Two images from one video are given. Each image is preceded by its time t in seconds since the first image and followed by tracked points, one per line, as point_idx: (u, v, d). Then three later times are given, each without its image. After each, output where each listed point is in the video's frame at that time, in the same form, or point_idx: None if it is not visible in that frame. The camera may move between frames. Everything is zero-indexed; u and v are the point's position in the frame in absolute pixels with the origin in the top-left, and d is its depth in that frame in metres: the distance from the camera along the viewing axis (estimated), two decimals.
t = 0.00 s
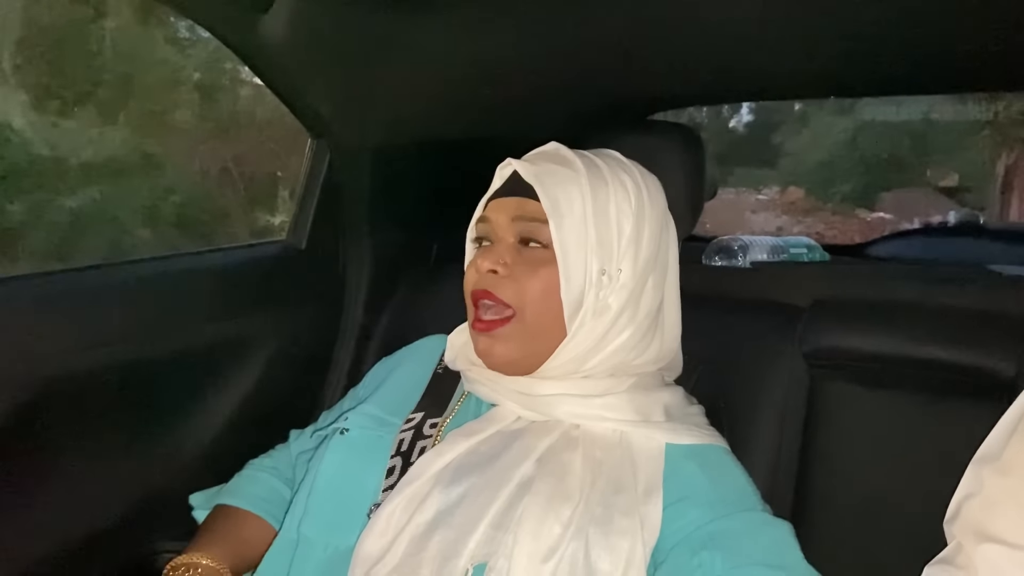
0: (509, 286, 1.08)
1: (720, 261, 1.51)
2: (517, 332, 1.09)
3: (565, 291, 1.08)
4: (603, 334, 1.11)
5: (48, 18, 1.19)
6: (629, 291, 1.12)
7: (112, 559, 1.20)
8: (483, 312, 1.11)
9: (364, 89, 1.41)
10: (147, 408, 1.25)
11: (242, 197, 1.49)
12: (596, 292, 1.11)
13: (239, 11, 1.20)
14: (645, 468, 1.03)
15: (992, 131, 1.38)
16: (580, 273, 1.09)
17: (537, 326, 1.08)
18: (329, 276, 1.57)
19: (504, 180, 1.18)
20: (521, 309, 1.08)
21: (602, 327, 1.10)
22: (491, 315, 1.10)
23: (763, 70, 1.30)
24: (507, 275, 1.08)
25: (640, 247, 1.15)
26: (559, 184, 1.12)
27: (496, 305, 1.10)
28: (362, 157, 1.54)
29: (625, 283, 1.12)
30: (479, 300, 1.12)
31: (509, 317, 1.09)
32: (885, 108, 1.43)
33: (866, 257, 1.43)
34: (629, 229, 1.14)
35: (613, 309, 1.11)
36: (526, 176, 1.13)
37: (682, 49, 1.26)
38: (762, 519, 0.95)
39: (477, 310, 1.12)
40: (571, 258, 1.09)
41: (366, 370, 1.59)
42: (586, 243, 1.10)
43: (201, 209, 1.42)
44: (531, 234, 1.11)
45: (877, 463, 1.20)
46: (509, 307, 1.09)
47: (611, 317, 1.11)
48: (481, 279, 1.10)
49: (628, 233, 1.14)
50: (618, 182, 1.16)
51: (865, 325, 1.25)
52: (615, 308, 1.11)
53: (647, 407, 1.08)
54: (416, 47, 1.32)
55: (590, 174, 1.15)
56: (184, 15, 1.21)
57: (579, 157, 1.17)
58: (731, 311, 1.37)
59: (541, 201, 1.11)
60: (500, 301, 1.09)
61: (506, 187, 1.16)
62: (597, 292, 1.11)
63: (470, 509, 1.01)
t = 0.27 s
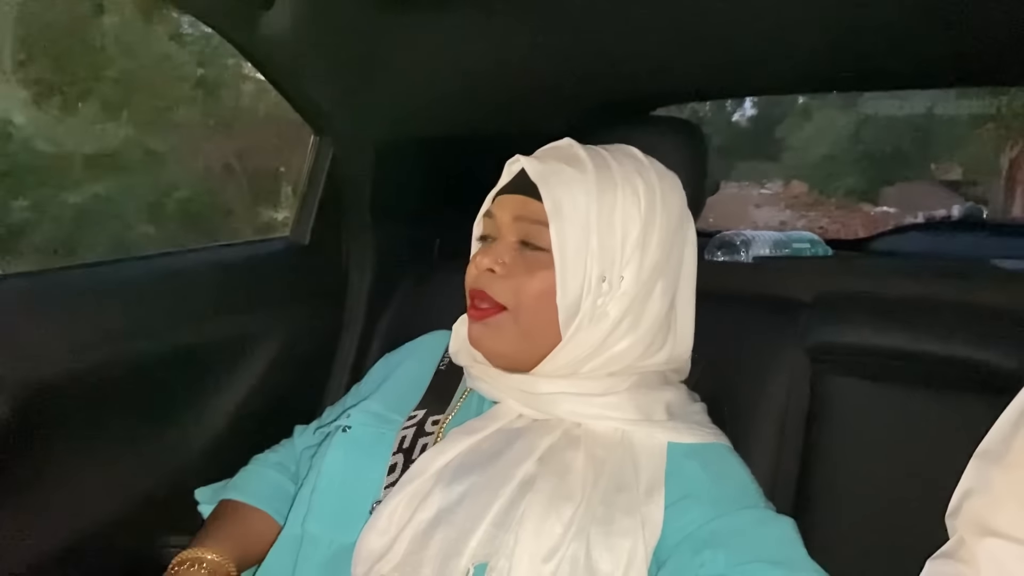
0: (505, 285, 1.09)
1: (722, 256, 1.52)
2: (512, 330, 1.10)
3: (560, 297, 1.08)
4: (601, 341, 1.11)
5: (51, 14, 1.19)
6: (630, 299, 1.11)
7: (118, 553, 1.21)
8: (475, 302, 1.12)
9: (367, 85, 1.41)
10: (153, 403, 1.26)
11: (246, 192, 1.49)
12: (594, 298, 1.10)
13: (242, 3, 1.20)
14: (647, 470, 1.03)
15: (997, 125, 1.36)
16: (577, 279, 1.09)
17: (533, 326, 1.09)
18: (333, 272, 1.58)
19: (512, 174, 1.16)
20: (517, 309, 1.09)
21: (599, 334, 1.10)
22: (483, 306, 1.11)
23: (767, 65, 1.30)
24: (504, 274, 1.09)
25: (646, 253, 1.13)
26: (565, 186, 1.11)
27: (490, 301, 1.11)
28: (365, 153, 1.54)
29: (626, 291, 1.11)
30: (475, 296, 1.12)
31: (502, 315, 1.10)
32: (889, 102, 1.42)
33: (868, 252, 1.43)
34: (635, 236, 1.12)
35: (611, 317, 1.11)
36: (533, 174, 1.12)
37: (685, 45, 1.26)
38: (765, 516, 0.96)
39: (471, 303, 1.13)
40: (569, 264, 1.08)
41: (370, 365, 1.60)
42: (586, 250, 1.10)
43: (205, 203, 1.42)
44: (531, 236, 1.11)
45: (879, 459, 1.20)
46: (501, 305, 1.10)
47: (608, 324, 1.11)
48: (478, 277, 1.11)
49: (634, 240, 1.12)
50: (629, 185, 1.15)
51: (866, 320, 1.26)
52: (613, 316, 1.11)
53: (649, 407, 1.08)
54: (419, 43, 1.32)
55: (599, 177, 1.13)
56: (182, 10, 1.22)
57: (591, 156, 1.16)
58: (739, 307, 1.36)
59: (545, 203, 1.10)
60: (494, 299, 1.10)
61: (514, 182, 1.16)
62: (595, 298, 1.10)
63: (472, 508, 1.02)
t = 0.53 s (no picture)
0: (519, 276, 1.08)
1: (724, 254, 1.52)
2: (523, 322, 1.09)
3: (576, 291, 1.08)
4: (613, 336, 1.10)
5: (53, 12, 1.17)
6: (642, 296, 1.12)
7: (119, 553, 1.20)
8: (487, 291, 1.11)
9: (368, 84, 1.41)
10: (155, 403, 1.26)
11: (248, 191, 1.49)
12: (607, 293, 1.10)
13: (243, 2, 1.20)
14: (651, 467, 1.03)
15: (998, 121, 1.37)
16: (593, 273, 1.08)
17: (543, 321, 1.09)
18: (334, 270, 1.58)
19: (529, 168, 1.18)
20: (528, 300, 1.08)
21: (611, 329, 1.10)
22: (494, 296, 1.10)
23: (769, 62, 1.30)
24: (519, 265, 1.09)
25: (658, 252, 1.14)
26: (583, 181, 1.11)
27: (501, 291, 1.10)
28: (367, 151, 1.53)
29: (637, 288, 1.12)
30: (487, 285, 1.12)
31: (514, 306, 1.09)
32: (890, 99, 1.44)
33: (871, 249, 1.42)
34: (649, 234, 1.13)
35: (623, 313, 1.11)
36: (551, 167, 1.12)
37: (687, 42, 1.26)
38: (769, 512, 0.96)
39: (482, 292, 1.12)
40: (585, 256, 1.08)
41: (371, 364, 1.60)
42: (602, 244, 1.09)
43: (205, 202, 1.42)
44: (549, 227, 1.11)
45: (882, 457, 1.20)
46: (513, 296, 1.09)
47: (620, 320, 1.11)
48: (493, 266, 1.11)
49: (647, 238, 1.13)
50: (644, 184, 1.15)
51: (872, 317, 1.24)
52: (625, 312, 1.11)
53: (653, 404, 1.08)
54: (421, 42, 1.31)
55: (615, 174, 1.14)
56: (187, 9, 1.23)
57: (607, 155, 1.16)
58: (740, 303, 1.37)
59: (563, 196, 1.10)
60: (506, 289, 1.09)
61: (531, 176, 1.16)
62: (608, 293, 1.10)
63: (476, 505, 1.02)
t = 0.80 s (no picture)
0: (519, 280, 1.08)
1: (724, 251, 1.53)
2: (523, 326, 1.08)
3: (576, 293, 1.07)
4: (613, 337, 1.11)
5: (53, 11, 1.17)
6: (642, 297, 1.12)
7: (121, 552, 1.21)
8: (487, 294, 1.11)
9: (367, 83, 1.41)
10: (156, 401, 1.26)
11: (248, 189, 1.49)
12: (607, 295, 1.10)
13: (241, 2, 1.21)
14: (651, 466, 1.03)
15: (999, 118, 1.35)
16: (593, 275, 1.08)
17: (543, 323, 1.08)
18: (335, 269, 1.58)
19: (529, 168, 1.17)
20: (529, 303, 1.07)
21: (612, 330, 1.10)
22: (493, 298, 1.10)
23: (768, 60, 1.30)
24: (519, 268, 1.08)
25: (658, 252, 1.14)
26: (583, 182, 1.11)
27: (501, 294, 1.09)
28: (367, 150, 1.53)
29: (637, 289, 1.12)
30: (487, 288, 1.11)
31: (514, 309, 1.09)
32: (890, 95, 1.41)
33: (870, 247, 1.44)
34: (650, 234, 1.13)
35: (624, 314, 1.11)
36: (551, 168, 1.12)
37: (686, 40, 1.26)
38: (770, 511, 0.96)
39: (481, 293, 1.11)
40: (585, 258, 1.08)
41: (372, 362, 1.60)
42: (602, 246, 1.09)
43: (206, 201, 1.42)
44: (549, 230, 1.11)
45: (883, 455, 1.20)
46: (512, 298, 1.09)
47: (621, 321, 1.11)
48: (493, 269, 1.10)
49: (648, 238, 1.13)
50: (644, 183, 1.15)
51: (870, 318, 1.24)
52: (625, 313, 1.11)
53: (653, 403, 1.09)
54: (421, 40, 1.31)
55: (615, 174, 1.13)
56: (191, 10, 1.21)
57: (607, 154, 1.16)
58: (740, 300, 1.38)
59: (562, 198, 1.10)
60: (506, 293, 1.08)
61: (530, 176, 1.16)
62: (608, 295, 1.10)
63: (476, 504, 1.02)
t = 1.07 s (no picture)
0: (517, 289, 1.07)
1: (724, 250, 1.54)
2: (522, 334, 1.08)
3: (575, 301, 1.07)
4: (612, 341, 1.11)
5: (50, 11, 1.16)
6: (640, 302, 1.12)
7: (122, 551, 1.21)
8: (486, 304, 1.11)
9: (367, 82, 1.41)
10: (157, 401, 1.26)
11: (247, 188, 1.49)
12: (606, 301, 1.10)
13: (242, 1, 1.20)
14: (650, 464, 1.03)
15: (998, 117, 1.34)
16: (592, 282, 1.08)
17: (541, 331, 1.08)
18: (334, 268, 1.58)
19: (523, 173, 1.16)
20: (527, 312, 1.07)
21: (611, 335, 1.10)
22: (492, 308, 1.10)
23: (768, 59, 1.30)
24: (516, 277, 1.08)
25: (657, 255, 1.14)
26: (579, 189, 1.10)
27: (499, 303, 1.09)
28: (366, 149, 1.53)
29: (636, 294, 1.12)
30: (485, 296, 1.11)
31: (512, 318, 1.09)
32: (890, 94, 1.41)
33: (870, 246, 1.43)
34: (647, 239, 1.13)
35: (622, 319, 1.11)
36: (546, 175, 1.11)
37: (686, 40, 1.26)
38: (769, 509, 0.96)
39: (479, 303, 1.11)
40: (584, 266, 1.08)
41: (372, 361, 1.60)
42: (600, 253, 1.09)
43: (207, 199, 1.43)
44: (546, 237, 1.10)
45: (881, 453, 1.20)
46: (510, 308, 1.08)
47: (620, 326, 1.11)
48: (490, 277, 1.10)
49: (646, 243, 1.13)
50: (642, 185, 1.15)
51: (873, 315, 1.23)
52: (624, 318, 1.11)
53: (653, 402, 1.09)
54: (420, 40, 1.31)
55: (612, 179, 1.13)
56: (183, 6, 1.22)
57: (603, 157, 1.15)
58: (740, 297, 1.37)
59: (559, 206, 1.09)
60: (504, 301, 1.08)
61: (525, 180, 1.14)
62: (607, 302, 1.10)
63: (476, 503, 1.02)
